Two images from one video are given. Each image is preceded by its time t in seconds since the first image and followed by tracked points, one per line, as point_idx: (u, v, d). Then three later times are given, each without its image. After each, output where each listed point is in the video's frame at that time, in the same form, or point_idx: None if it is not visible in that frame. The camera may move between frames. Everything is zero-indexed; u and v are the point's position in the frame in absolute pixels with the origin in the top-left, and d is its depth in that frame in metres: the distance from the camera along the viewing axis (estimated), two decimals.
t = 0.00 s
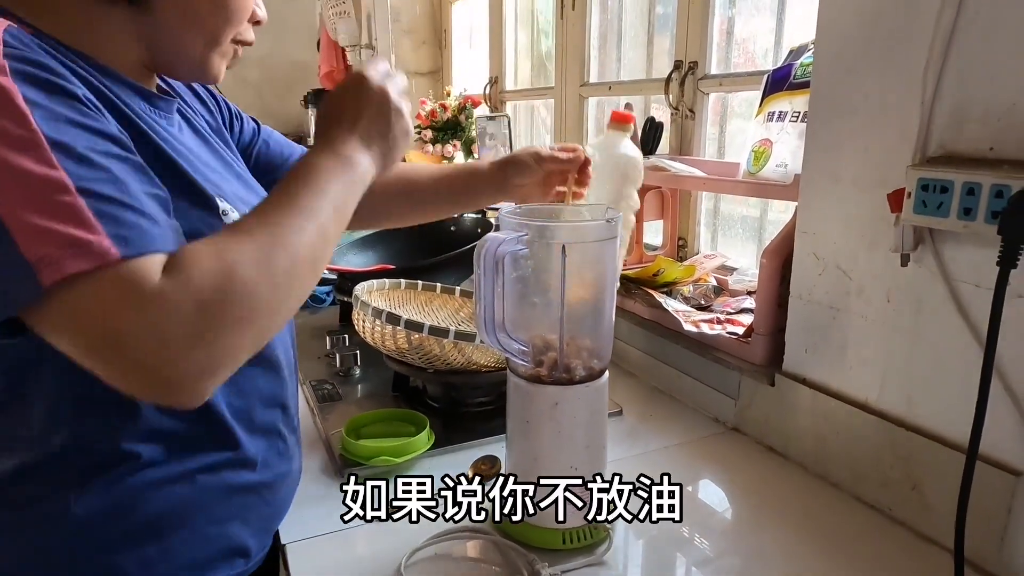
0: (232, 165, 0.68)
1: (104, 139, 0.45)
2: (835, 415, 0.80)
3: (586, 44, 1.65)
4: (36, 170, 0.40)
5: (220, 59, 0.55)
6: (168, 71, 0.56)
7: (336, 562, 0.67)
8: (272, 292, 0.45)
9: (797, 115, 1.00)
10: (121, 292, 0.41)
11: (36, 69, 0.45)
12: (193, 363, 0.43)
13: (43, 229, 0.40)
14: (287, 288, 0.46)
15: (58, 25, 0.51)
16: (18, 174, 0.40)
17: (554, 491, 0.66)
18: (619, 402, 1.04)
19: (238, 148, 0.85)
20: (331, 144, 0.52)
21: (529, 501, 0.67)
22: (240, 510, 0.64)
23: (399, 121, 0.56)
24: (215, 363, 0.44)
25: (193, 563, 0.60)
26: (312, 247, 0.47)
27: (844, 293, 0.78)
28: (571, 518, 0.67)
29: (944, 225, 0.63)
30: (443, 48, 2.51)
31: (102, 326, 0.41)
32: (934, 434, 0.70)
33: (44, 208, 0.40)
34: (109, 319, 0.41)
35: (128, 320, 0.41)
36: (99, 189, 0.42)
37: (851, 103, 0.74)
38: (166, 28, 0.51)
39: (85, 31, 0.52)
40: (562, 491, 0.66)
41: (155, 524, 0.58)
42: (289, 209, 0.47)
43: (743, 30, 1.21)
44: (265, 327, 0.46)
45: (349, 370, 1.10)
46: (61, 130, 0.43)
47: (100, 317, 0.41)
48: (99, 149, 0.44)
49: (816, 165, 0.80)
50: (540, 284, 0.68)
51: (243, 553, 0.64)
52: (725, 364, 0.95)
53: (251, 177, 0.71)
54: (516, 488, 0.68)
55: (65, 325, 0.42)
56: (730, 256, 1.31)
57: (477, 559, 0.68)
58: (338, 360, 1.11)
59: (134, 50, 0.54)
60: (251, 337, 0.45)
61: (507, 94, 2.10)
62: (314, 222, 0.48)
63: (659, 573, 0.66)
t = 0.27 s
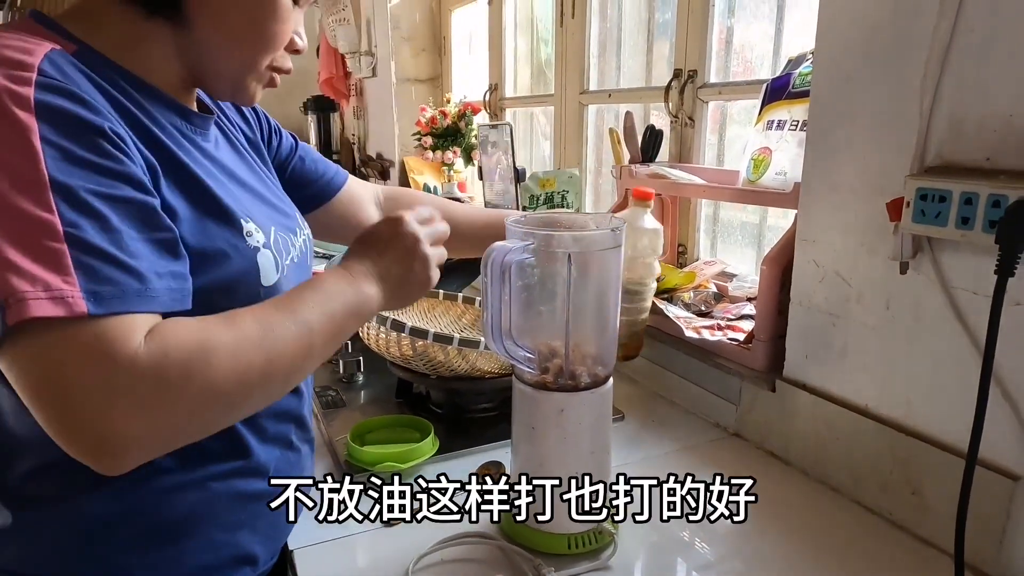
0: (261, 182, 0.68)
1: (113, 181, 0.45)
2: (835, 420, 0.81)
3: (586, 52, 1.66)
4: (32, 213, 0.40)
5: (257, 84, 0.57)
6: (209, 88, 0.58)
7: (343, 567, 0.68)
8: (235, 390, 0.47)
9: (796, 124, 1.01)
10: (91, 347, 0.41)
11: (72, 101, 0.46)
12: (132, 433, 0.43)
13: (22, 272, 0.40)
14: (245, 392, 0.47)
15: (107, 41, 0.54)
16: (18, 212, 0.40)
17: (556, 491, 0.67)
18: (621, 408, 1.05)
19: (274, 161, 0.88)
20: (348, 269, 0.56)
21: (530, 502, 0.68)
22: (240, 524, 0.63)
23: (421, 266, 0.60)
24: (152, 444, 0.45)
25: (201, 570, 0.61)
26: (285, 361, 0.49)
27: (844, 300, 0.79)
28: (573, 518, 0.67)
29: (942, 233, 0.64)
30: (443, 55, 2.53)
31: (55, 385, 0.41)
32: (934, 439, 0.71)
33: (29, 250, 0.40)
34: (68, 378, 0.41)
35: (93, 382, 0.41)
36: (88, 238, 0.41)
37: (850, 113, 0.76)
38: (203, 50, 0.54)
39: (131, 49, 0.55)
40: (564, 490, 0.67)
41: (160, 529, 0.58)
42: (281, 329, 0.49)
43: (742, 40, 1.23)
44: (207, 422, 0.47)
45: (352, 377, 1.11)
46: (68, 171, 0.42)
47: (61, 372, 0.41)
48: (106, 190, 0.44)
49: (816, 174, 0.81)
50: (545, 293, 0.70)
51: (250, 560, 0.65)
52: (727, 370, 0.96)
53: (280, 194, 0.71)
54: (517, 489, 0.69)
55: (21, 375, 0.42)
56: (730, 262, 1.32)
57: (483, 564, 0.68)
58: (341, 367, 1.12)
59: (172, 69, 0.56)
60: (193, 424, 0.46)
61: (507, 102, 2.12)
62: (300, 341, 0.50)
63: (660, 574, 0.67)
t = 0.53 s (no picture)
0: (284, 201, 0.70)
1: (154, 206, 0.46)
2: (838, 430, 0.81)
3: (587, 63, 1.68)
4: (75, 235, 0.41)
5: (274, 110, 0.59)
6: (237, 111, 0.59)
7: None
8: (246, 445, 0.47)
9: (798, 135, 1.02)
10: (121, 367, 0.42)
11: (120, 125, 0.47)
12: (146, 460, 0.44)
13: (59, 291, 0.41)
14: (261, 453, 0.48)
15: (139, 59, 0.55)
16: (61, 233, 0.41)
17: (556, 492, 0.67)
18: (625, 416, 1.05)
19: (293, 178, 0.90)
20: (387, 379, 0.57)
21: (530, 503, 0.69)
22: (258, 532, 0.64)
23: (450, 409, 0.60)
24: (162, 476, 0.45)
25: None
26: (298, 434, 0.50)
27: (846, 311, 0.80)
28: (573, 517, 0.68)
29: (943, 246, 0.65)
30: (445, 64, 2.54)
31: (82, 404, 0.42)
32: (936, 449, 0.72)
33: (69, 270, 0.41)
34: (96, 396, 0.42)
35: (120, 403, 0.42)
36: (126, 261, 0.43)
37: (851, 127, 0.77)
38: (230, 73, 0.54)
39: (163, 69, 0.56)
40: (564, 490, 0.67)
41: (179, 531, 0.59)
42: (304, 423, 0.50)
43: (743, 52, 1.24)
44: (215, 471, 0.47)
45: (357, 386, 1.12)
46: (113, 195, 0.43)
47: (91, 390, 0.42)
48: (145, 215, 0.45)
49: (818, 186, 0.82)
50: (551, 306, 0.71)
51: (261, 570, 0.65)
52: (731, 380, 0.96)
53: (303, 213, 0.72)
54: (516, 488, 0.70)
55: (47, 387, 0.42)
56: (731, 270, 1.33)
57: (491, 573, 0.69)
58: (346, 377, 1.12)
59: (199, 88, 0.57)
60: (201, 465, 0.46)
61: (509, 110, 2.13)
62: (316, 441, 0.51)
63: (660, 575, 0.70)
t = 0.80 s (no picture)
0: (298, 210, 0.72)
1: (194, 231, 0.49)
2: (845, 442, 0.82)
3: (593, 75, 1.69)
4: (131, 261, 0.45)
5: (291, 132, 0.62)
6: (253, 130, 0.61)
7: None
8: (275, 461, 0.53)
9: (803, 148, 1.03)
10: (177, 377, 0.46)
11: (160, 153, 0.50)
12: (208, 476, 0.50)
13: (118, 316, 0.44)
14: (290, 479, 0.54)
15: (165, 79, 0.57)
16: (117, 260, 0.45)
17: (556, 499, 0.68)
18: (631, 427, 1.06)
19: (303, 192, 0.92)
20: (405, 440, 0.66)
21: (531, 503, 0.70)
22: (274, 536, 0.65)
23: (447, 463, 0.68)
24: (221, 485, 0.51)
25: None
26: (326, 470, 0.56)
27: (852, 324, 0.81)
28: (573, 517, 0.68)
29: (948, 261, 0.66)
30: (450, 75, 2.56)
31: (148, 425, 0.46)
32: (942, 461, 0.72)
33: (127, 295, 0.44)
34: (156, 414, 0.46)
35: (180, 425, 0.47)
36: (173, 282, 0.46)
37: (857, 143, 0.78)
38: (253, 94, 0.57)
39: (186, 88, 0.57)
40: (565, 491, 0.68)
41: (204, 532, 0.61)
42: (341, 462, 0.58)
43: (747, 66, 1.26)
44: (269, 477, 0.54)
45: (365, 397, 1.13)
46: (157, 220, 0.47)
47: (148, 404, 0.46)
48: (187, 239, 0.48)
49: (823, 200, 0.83)
50: (561, 319, 0.72)
51: None
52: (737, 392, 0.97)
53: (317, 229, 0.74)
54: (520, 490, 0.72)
55: (111, 407, 0.46)
56: (737, 281, 1.33)
57: None
58: (355, 387, 1.13)
59: (220, 107, 0.59)
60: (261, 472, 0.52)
61: (514, 121, 2.15)
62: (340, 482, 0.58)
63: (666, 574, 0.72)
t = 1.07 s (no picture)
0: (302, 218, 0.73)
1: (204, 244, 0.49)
2: (856, 454, 0.82)
3: (602, 86, 1.70)
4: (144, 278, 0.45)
5: (293, 132, 0.60)
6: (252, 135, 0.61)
7: None
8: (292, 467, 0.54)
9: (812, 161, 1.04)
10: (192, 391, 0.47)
11: (170, 170, 0.50)
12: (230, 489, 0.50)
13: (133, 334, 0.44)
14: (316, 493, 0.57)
15: (164, 93, 0.57)
16: (132, 279, 0.45)
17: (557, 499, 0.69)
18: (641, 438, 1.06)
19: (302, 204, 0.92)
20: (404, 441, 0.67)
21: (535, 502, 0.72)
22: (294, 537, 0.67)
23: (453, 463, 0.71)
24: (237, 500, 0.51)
25: None
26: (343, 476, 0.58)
27: (863, 336, 0.81)
28: (573, 517, 0.68)
29: (959, 275, 0.66)
30: (459, 86, 2.58)
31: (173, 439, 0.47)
32: (954, 474, 0.73)
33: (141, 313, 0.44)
34: (175, 428, 0.46)
35: (202, 440, 0.47)
36: (185, 295, 0.46)
37: (867, 157, 0.78)
38: (246, 98, 0.57)
39: (185, 101, 0.58)
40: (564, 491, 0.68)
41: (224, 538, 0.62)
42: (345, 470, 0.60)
43: (756, 78, 1.26)
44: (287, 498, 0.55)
45: (377, 406, 1.13)
46: (169, 237, 0.47)
47: (170, 419, 0.46)
48: (196, 253, 0.48)
49: (834, 213, 0.83)
50: (576, 331, 0.73)
51: None
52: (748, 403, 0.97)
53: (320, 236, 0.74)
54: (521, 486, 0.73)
55: (128, 424, 0.46)
56: (746, 291, 1.34)
57: None
58: (366, 397, 1.14)
59: (220, 116, 0.60)
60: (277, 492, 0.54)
61: (523, 131, 2.16)
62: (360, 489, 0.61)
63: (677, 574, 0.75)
